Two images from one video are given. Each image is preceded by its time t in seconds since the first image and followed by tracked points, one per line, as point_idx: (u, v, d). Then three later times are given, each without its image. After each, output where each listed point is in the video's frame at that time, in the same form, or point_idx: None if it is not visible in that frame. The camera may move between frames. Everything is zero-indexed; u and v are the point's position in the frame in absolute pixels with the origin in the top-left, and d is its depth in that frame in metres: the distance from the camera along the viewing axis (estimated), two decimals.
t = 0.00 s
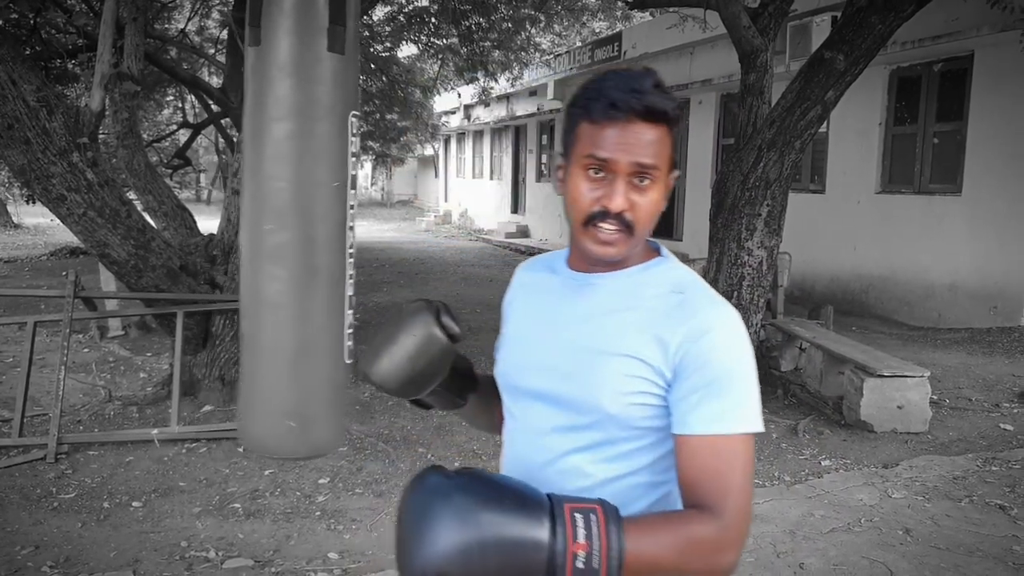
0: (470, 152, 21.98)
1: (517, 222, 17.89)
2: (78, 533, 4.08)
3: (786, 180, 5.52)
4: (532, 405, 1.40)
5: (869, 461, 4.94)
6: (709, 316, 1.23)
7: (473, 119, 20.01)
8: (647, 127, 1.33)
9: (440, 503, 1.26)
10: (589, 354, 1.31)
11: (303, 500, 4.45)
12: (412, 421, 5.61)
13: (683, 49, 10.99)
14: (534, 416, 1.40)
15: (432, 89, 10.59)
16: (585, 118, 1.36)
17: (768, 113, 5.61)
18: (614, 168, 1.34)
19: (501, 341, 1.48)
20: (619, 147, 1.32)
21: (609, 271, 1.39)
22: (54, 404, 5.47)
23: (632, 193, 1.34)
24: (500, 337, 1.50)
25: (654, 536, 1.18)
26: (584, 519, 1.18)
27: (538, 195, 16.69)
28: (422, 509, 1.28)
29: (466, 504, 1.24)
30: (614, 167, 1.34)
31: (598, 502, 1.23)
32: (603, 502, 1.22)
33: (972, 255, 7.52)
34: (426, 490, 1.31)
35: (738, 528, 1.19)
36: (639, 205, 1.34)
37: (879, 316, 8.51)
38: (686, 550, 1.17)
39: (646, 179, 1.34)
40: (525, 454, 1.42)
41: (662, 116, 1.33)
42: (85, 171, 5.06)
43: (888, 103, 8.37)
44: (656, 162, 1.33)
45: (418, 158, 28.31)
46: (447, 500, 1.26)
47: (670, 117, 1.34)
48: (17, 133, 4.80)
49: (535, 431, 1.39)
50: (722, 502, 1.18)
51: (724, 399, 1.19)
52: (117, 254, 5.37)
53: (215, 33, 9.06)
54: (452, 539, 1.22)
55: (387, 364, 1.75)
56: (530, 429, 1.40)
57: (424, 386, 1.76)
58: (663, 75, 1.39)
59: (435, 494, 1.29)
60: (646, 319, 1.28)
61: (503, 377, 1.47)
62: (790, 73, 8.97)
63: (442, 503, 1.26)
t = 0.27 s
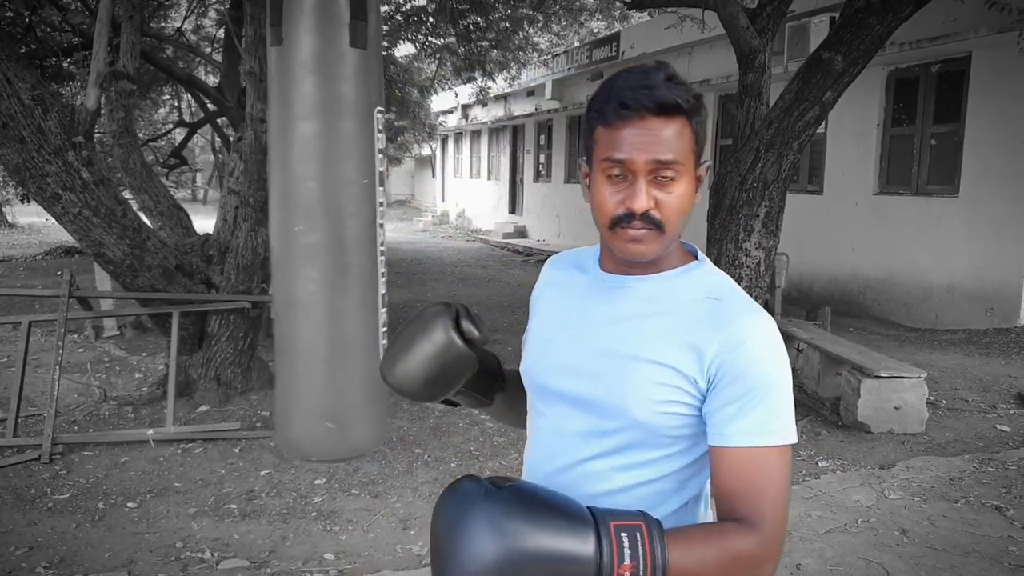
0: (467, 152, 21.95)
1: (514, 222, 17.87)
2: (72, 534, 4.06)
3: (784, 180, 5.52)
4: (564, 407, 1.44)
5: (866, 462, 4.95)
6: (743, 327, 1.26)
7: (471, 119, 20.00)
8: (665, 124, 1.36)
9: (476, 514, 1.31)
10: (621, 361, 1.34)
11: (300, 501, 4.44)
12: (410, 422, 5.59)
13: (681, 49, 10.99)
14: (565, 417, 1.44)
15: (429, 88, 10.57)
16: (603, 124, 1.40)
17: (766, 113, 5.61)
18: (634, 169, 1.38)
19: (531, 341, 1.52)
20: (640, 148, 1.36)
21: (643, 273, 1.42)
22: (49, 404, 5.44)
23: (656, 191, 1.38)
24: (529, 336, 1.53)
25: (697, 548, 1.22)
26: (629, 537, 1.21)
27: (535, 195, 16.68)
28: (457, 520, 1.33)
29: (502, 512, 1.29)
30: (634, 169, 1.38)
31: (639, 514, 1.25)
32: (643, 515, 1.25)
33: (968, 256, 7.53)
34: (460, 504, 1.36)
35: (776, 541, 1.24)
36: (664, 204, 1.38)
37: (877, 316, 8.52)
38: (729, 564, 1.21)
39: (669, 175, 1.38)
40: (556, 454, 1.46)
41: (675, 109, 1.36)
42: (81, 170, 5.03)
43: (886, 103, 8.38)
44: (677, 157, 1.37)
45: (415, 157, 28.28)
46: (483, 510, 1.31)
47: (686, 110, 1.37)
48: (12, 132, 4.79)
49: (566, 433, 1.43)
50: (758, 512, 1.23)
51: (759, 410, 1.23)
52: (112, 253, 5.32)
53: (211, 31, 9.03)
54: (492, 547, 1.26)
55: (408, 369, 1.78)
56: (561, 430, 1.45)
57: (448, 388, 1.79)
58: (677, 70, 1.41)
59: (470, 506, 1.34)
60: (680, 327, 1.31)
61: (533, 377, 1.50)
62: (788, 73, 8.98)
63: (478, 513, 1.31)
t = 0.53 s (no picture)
0: (464, 153, 21.96)
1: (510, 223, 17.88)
2: (68, 535, 4.04)
3: (781, 180, 5.53)
4: (561, 408, 1.44)
5: (863, 461, 4.95)
6: (741, 329, 1.28)
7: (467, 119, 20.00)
8: (618, 111, 1.42)
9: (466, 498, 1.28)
10: (621, 361, 1.35)
11: (297, 502, 4.43)
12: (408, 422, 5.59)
13: (677, 49, 11.00)
14: (563, 418, 1.44)
15: (426, 89, 10.57)
16: (567, 119, 1.46)
17: (762, 113, 5.62)
18: (585, 156, 1.43)
19: (528, 341, 1.52)
20: (591, 134, 1.41)
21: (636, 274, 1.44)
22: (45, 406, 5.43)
23: (608, 173, 1.41)
24: (526, 337, 1.54)
25: (685, 548, 1.22)
26: (626, 543, 1.20)
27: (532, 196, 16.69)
28: (446, 505, 1.29)
29: (494, 496, 1.27)
30: (585, 155, 1.43)
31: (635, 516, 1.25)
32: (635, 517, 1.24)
33: (964, 256, 7.55)
34: (447, 490, 1.32)
35: (758, 541, 1.25)
36: (617, 181, 1.39)
37: (873, 316, 8.54)
38: (716, 565, 1.21)
39: (620, 155, 1.41)
40: (552, 456, 1.46)
41: (617, 94, 1.42)
42: (76, 171, 5.01)
43: (882, 103, 8.40)
44: (630, 139, 1.40)
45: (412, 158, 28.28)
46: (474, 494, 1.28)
47: (634, 96, 1.42)
48: (7, 132, 4.77)
49: (563, 433, 1.43)
50: (740, 513, 1.24)
51: (752, 412, 1.24)
52: (109, 254, 5.31)
53: (208, 31, 9.02)
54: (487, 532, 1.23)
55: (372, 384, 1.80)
56: (558, 431, 1.45)
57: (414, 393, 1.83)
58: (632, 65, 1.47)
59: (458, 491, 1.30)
60: (680, 328, 1.32)
61: (530, 378, 1.51)
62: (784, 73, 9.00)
63: (469, 497, 1.27)
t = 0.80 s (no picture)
0: (462, 153, 21.96)
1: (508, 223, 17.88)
2: (65, 536, 4.04)
3: (779, 181, 5.53)
4: (547, 410, 1.44)
5: (861, 462, 4.96)
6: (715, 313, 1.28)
7: (465, 120, 20.01)
8: (590, 110, 1.45)
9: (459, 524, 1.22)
10: (599, 358, 1.36)
11: (294, 503, 4.42)
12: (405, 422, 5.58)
13: (675, 51, 11.01)
14: (549, 420, 1.44)
15: (424, 89, 10.57)
16: (536, 119, 1.50)
17: (760, 115, 5.62)
18: (551, 155, 1.46)
19: (514, 351, 1.53)
20: (551, 133, 1.46)
21: (613, 268, 1.45)
22: (42, 406, 5.42)
23: (572, 171, 1.44)
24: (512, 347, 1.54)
25: (685, 540, 1.22)
26: (626, 547, 1.18)
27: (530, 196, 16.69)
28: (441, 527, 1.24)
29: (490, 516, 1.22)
30: (550, 153, 1.46)
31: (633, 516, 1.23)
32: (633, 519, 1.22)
33: (961, 257, 7.55)
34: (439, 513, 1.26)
35: (755, 525, 1.25)
36: (582, 180, 1.42)
37: (871, 317, 8.55)
38: (715, 551, 1.21)
39: (585, 154, 1.44)
40: (541, 460, 1.46)
41: (588, 95, 1.46)
42: (74, 171, 5.01)
43: (880, 104, 8.41)
44: (587, 133, 1.43)
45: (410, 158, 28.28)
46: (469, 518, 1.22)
47: (594, 94, 1.46)
48: (5, 132, 4.77)
49: (548, 434, 1.44)
50: (734, 499, 1.24)
51: (729, 394, 1.24)
52: (106, 255, 5.30)
53: (205, 32, 9.02)
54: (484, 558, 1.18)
55: (346, 421, 1.63)
56: (545, 434, 1.45)
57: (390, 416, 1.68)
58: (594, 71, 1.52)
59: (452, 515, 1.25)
60: (654, 319, 1.33)
61: (516, 386, 1.51)
62: (782, 75, 9.01)
63: (463, 514, 1.22)
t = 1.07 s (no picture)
0: (461, 152, 21.96)
1: (508, 221, 17.87)
2: (65, 535, 4.05)
3: (777, 181, 5.52)
4: (539, 405, 1.45)
5: (859, 462, 4.95)
6: (712, 309, 1.31)
7: (464, 118, 20.00)
8: (632, 111, 1.44)
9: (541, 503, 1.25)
10: (597, 352, 1.37)
11: (293, 502, 4.43)
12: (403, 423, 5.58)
13: (674, 49, 11.00)
14: (542, 415, 1.45)
15: (422, 89, 10.57)
16: (571, 115, 1.47)
17: (759, 114, 5.61)
18: (608, 152, 1.44)
19: (499, 342, 1.52)
20: (607, 129, 1.43)
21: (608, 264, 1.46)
22: (41, 406, 5.43)
23: (628, 174, 1.44)
24: (498, 337, 1.53)
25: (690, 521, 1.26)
26: None
27: (529, 194, 16.67)
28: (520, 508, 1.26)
29: (579, 494, 1.24)
30: (609, 151, 1.44)
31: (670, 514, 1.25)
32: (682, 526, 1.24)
33: (961, 255, 7.53)
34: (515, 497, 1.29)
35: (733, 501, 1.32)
36: (638, 186, 1.44)
37: (871, 316, 8.53)
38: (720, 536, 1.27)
39: (641, 158, 1.45)
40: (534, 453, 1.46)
41: (643, 97, 1.45)
42: (72, 171, 5.01)
43: (879, 104, 8.38)
44: (642, 137, 1.44)
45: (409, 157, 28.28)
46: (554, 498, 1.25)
47: (648, 96, 1.46)
48: (3, 132, 4.77)
49: (543, 426, 1.44)
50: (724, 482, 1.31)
51: (728, 387, 1.29)
52: (104, 255, 5.31)
53: (203, 31, 9.02)
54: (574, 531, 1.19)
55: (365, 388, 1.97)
56: (537, 429, 1.46)
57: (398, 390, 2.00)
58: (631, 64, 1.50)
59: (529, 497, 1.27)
60: (652, 316, 1.35)
61: (505, 378, 1.51)
62: (782, 72, 8.99)
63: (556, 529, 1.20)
